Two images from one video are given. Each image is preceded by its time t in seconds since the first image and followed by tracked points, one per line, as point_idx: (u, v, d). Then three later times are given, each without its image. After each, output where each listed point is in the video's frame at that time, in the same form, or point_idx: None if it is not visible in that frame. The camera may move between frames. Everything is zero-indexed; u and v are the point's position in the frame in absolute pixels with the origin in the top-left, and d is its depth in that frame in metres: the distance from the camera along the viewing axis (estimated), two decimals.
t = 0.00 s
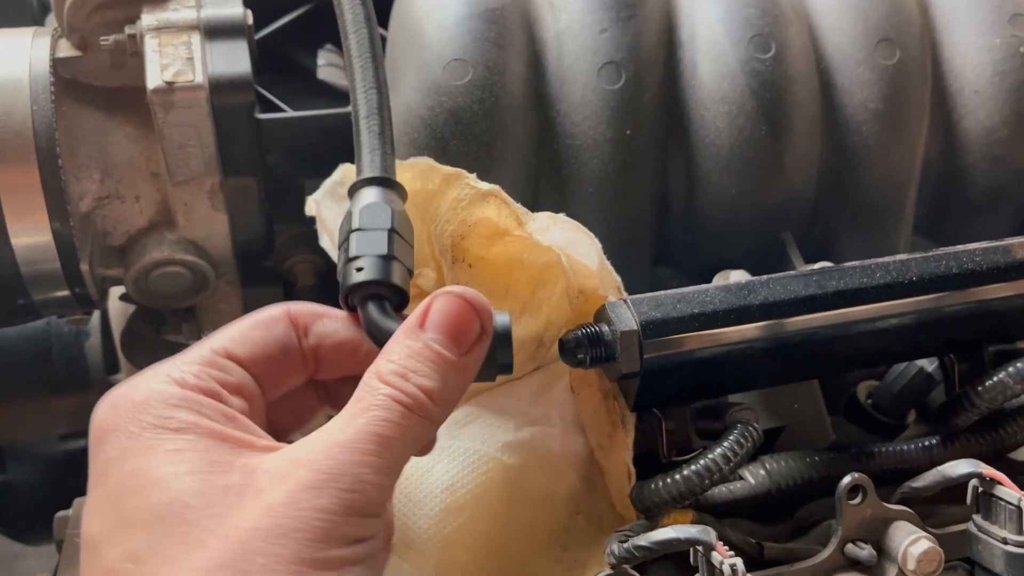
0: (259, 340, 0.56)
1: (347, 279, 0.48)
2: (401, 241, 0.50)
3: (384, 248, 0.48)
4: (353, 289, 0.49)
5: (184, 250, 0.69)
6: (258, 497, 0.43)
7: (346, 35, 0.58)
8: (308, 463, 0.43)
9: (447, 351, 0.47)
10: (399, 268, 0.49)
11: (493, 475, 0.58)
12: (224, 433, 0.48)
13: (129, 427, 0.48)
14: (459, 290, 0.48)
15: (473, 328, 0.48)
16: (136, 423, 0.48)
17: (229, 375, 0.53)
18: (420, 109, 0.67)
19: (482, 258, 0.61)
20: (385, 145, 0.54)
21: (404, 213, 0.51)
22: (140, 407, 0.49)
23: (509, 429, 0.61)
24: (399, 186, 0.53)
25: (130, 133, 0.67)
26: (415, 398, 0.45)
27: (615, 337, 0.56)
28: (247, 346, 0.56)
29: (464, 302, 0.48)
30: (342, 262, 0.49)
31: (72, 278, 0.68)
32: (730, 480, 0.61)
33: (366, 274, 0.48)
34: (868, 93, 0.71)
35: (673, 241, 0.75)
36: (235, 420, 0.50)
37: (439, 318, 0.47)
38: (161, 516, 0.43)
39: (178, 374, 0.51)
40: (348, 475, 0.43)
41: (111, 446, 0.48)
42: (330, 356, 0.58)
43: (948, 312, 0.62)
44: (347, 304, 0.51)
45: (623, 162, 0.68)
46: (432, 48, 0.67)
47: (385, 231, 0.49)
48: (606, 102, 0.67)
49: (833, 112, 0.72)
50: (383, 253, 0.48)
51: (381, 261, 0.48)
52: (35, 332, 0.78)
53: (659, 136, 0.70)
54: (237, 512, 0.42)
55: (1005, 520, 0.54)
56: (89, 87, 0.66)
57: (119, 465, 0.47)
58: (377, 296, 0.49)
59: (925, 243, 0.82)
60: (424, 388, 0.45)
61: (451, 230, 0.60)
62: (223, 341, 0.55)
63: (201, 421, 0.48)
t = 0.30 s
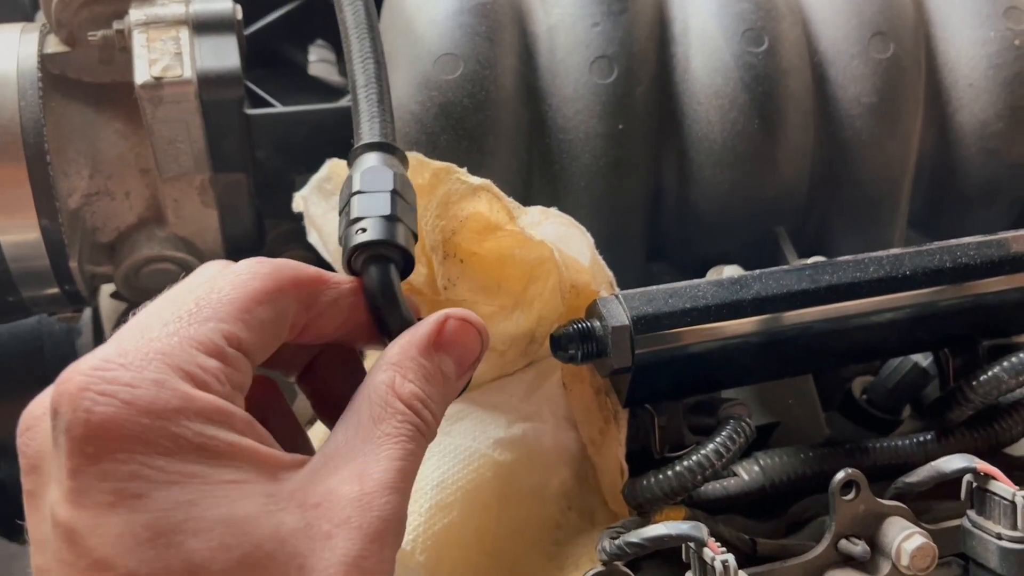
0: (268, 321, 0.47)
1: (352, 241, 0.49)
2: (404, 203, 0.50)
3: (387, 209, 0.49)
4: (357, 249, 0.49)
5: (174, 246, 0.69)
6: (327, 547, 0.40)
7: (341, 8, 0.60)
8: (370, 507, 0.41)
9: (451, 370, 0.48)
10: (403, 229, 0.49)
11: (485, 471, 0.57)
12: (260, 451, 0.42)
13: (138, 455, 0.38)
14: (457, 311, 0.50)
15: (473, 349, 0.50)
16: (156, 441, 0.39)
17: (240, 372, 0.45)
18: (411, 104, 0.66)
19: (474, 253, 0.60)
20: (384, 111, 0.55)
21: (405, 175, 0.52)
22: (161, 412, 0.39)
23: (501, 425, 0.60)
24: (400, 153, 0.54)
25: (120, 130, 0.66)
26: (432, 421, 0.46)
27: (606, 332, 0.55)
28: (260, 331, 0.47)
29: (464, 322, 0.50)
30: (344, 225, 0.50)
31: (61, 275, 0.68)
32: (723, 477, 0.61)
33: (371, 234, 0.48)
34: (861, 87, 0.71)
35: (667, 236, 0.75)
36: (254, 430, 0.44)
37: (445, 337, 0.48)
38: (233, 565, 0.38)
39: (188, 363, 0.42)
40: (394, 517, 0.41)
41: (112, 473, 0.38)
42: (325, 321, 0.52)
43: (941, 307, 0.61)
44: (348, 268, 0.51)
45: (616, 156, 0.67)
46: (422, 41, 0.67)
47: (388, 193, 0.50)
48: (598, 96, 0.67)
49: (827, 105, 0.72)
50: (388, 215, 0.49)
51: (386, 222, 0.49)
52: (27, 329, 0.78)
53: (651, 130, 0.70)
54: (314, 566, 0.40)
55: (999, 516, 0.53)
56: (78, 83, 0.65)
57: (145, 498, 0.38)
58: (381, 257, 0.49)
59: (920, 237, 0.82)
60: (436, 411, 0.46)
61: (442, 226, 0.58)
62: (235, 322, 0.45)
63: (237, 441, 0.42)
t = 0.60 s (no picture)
0: (284, 323, 0.48)
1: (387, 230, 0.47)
2: (435, 192, 0.49)
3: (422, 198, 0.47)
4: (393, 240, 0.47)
5: (174, 243, 0.68)
6: (302, 520, 0.38)
7: None
8: (352, 480, 0.39)
9: (459, 357, 0.48)
10: (437, 218, 0.48)
11: (487, 468, 0.57)
12: (248, 425, 0.41)
13: (113, 418, 0.37)
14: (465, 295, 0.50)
15: (482, 338, 0.50)
16: (135, 408, 0.38)
17: (234, 364, 0.44)
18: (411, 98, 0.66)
19: (475, 248, 0.60)
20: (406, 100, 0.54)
21: (430, 162, 0.51)
22: (143, 381, 0.38)
23: (504, 423, 0.60)
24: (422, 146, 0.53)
25: (118, 126, 0.66)
26: (438, 406, 0.45)
27: (609, 327, 0.55)
28: (261, 327, 0.47)
29: (474, 309, 0.49)
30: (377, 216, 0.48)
31: (60, 273, 0.68)
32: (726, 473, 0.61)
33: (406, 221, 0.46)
34: (864, 80, 0.71)
35: (668, 232, 0.74)
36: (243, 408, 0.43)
37: (455, 323, 0.48)
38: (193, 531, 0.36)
39: (177, 345, 0.42)
40: (386, 491, 0.40)
41: (82, 440, 0.37)
42: (357, 309, 0.51)
43: (945, 301, 0.61)
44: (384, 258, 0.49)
45: (617, 151, 0.67)
46: (422, 35, 0.66)
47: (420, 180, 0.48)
48: (599, 90, 0.67)
49: (830, 98, 0.71)
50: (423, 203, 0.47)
51: (421, 211, 0.47)
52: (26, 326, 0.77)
53: (653, 124, 0.69)
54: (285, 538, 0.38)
55: (1005, 510, 0.53)
56: (75, 79, 0.65)
57: (116, 461, 0.37)
58: (416, 244, 0.47)
59: (923, 232, 0.81)
60: (442, 396, 0.46)
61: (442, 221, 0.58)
62: (232, 317, 0.45)
63: (227, 415, 0.41)
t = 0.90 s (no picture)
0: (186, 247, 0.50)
1: (322, 173, 0.46)
2: (380, 136, 0.48)
3: (363, 142, 0.47)
4: (327, 183, 0.46)
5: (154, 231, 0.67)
6: (191, 438, 0.37)
7: None
8: (250, 406, 0.39)
9: (396, 304, 0.46)
10: (381, 163, 0.47)
11: (471, 458, 0.55)
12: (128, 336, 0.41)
13: None
14: (407, 241, 0.47)
15: (424, 287, 0.47)
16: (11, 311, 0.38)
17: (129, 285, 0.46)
18: (394, 81, 0.64)
19: (459, 233, 0.58)
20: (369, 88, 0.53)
21: (381, 113, 0.50)
22: (21, 285, 0.39)
23: (490, 412, 0.58)
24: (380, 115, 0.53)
25: (96, 111, 0.65)
26: (368, 346, 0.43)
27: (596, 314, 0.53)
28: (168, 250, 0.49)
29: (417, 256, 0.47)
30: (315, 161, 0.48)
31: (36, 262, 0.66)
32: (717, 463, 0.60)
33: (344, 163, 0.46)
34: (859, 63, 0.69)
35: (659, 219, 0.73)
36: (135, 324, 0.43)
37: (392, 267, 0.45)
38: (86, 429, 0.36)
39: (60, 256, 0.42)
40: (292, 419, 0.39)
41: None
42: (291, 266, 0.54)
43: (941, 286, 0.60)
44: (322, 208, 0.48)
45: (606, 135, 0.66)
46: (406, 17, 0.65)
47: (363, 125, 0.48)
48: (588, 73, 0.65)
49: (823, 82, 0.70)
50: (363, 147, 0.47)
51: (361, 154, 0.46)
52: None
53: (642, 107, 0.68)
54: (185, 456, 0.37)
55: (1002, 499, 0.52)
56: (52, 63, 0.63)
57: None
58: (358, 191, 0.46)
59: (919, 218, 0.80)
60: (375, 336, 0.44)
61: (427, 205, 0.57)
62: (135, 237, 0.47)
63: (100, 320, 0.41)
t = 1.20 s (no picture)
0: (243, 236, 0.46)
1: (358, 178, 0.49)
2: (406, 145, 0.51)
3: (393, 149, 0.49)
4: (362, 188, 0.49)
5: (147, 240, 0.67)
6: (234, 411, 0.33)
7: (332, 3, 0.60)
8: (297, 382, 0.34)
9: (439, 299, 0.42)
10: (409, 169, 0.50)
11: (465, 469, 0.55)
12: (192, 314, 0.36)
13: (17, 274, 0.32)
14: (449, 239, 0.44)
15: (468, 287, 0.44)
16: (62, 271, 0.33)
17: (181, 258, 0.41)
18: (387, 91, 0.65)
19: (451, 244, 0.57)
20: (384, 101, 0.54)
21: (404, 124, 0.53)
22: (70, 239, 0.35)
23: (485, 421, 0.59)
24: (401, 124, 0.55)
25: (87, 122, 0.65)
26: (410, 337, 0.39)
27: (590, 324, 0.53)
28: (213, 227, 0.44)
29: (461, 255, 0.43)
30: (346, 170, 0.50)
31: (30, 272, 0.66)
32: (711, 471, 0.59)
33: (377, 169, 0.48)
34: (852, 68, 0.69)
35: (653, 224, 0.73)
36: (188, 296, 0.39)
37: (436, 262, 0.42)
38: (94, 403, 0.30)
39: (114, 221, 0.38)
40: (335, 402, 0.35)
41: None
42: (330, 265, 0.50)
43: (936, 293, 0.60)
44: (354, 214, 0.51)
45: (599, 142, 0.66)
46: (398, 26, 0.65)
47: (391, 137, 0.50)
48: (581, 80, 0.65)
49: (816, 87, 0.70)
50: (394, 154, 0.49)
51: (392, 159, 0.49)
52: None
53: (635, 114, 0.67)
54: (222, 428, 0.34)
55: (995, 507, 0.52)
56: (45, 75, 0.64)
57: None
58: (390, 194, 0.48)
59: (914, 221, 0.80)
60: (417, 328, 0.39)
61: (421, 215, 0.56)
62: (182, 208, 0.42)
63: (161, 289, 0.36)
